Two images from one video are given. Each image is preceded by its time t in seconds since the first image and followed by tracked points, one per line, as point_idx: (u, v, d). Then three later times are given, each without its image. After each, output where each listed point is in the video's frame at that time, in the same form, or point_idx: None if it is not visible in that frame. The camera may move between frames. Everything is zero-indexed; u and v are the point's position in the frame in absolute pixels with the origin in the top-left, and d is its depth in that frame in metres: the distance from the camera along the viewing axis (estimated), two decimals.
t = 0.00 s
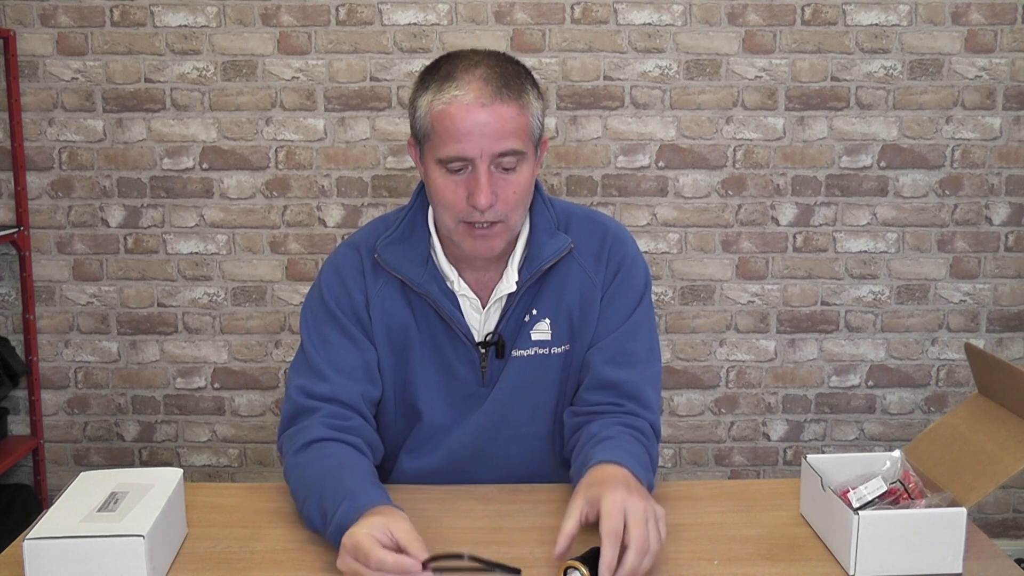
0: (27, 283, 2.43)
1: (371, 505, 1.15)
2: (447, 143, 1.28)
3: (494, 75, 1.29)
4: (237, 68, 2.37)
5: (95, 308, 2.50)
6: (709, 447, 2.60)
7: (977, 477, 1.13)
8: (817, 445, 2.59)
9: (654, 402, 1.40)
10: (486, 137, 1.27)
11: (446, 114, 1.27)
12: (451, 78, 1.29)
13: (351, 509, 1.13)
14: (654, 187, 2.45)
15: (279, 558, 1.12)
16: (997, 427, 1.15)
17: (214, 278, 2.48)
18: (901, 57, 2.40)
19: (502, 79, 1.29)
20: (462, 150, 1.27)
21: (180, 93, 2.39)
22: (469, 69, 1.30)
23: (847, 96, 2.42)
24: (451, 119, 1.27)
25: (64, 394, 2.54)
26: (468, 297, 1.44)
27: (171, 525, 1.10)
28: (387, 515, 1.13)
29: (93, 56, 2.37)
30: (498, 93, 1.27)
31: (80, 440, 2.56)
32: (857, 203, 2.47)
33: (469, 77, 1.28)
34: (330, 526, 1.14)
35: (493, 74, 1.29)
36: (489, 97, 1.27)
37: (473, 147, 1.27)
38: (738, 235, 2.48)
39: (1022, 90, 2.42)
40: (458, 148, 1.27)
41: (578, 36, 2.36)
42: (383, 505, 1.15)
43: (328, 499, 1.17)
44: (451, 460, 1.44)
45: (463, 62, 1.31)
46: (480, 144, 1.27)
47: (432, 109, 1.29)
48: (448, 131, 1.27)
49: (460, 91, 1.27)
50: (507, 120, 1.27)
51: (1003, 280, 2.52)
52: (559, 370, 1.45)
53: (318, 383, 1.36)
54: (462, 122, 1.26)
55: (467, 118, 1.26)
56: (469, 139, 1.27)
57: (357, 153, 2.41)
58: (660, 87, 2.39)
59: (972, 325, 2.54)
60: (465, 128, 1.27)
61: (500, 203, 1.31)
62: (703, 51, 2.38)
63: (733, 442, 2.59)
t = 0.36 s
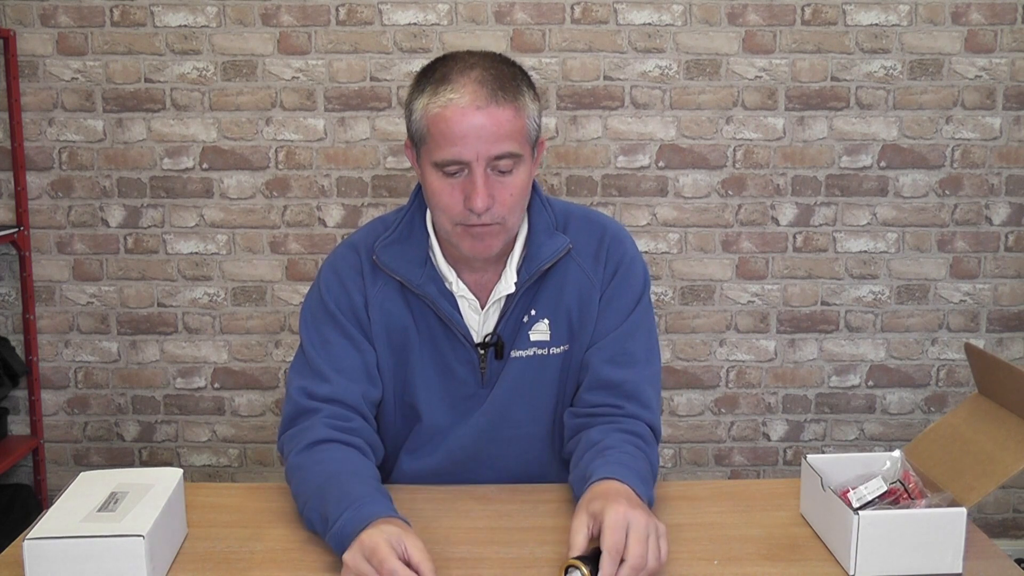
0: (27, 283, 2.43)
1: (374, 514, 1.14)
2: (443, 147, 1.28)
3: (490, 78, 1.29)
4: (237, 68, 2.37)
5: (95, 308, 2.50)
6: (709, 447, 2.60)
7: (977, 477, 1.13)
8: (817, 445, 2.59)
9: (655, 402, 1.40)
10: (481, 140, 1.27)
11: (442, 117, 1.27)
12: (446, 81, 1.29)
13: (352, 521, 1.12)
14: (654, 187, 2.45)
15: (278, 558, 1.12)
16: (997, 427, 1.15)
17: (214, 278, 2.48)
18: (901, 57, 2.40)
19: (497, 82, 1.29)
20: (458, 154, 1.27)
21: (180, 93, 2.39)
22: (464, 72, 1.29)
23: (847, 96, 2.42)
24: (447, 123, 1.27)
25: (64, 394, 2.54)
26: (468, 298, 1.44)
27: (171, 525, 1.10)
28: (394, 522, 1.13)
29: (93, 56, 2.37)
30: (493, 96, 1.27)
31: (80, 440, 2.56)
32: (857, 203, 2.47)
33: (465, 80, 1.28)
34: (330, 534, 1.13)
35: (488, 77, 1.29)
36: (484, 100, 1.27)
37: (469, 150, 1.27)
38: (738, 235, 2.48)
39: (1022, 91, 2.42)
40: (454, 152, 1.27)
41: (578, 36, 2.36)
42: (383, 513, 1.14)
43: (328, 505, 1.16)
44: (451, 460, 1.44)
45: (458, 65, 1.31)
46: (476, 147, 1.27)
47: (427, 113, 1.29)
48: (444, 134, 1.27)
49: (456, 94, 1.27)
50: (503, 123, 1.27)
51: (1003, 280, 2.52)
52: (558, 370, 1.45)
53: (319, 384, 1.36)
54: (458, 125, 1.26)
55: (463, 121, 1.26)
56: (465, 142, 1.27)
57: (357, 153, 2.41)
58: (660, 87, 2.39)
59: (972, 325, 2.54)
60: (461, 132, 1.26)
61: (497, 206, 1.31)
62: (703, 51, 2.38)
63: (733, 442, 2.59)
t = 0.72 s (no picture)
0: (27, 283, 2.43)
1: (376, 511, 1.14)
2: (442, 147, 1.28)
3: (488, 78, 1.29)
4: (237, 68, 2.37)
5: (95, 308, 2.50)
6: (709, 447, 2.60)
7: (977, 477, 1.13)
8: (817, 445, 2.59)
9: (655, 402, 1.40)
10: (480, 141, 1.27)
11: (441, 118, 1.27)
12: (445, 82, 1.29)
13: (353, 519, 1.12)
14: (654, 187, 2.45)
15: (278, 558, 1.12)
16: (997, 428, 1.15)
17: (214, 278, 2.48)
18: (901, 57, 2.40)
19: (496, 82, 1.29)
20: (457, 154, 1.27)
21: (180, 93, 2.39)
22: (463, 72, 1.29)
23: (847, 96, 2.42)
24: (446, 123, 1.27)
25: (64, 394, 2.54)
26: (468, 298, 1.44)
27: (170, 525, 1.10)
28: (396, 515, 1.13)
29: (93, 56, 2.37)
30: (492, 96, 1.27)
31: (80, 440, 2.56)
32: (857, 203, 2.47)
33: (463, 81, 1.28)
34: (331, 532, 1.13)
35: (487, 77, 1.29)
36: (483, 100, 1.27)
37: (468, 151, 1.27)
38: (738, 235, 2.48)
39: (1022, 91, 2.42)
40: (453, 152, 1.27)
41: (578, 37, 2.36)
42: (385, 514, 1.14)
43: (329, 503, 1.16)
44: (451, 461, 1.43)
45: (456, 65, 1.31)
46: (475, 147, 1.27)
47: (426, 113, 1.29)
48: (443, 135, 1.27)
49: (454, 94, 1.27)
50: (502, 123, 1.27)
51: (1003, 280, 2.52)
52: (559, 370, 1.45)
53: (319, 384, 1.36)
54: (457, 125, 1.26)
55: (462, 121, 1.26)
56: (463, 143, 1.27)
57: (357, 153, 2.41)
58: (660, 87, 2.40)
59: (972, 325, 2.54)
60: (460, 132, 1.26)
61: (496, 206, 1.31)
62: (703, 51, 2.38)
63: (733, 443, 2.59)
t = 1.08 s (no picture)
0: (27, 283, 2.43)
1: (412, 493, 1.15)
2: (442, 147, 1.28)
3: (490, 79, 1.29)
4: (237, 68, 2.37)
5: (95, 308, 2.50)
6: (709, 447, 2.60)
7: (977, 478, 1.13)
8: (817, 445, 2.59)
9: (655, 402, 1.41)
10: (481, 141, 1.27)
11: (441, 117, 1.27)
12: (446, 81, 1.29)
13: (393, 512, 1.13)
14: (654, 187, 2.45)
15: (278, 558, 1.12)
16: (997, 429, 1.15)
17: (214, 278, 2.48)
18: (901, 57, 2.40)
19: (497, 83, 1.29)
20: (457, 155, 1.27)
21: (180, 93, 2.39)
22: (465, 72, 1.29)
23: (847, 96, 2.42)
24: (446, 123, 1.27)
25: (64, 394, 2.54)
26: (469, 298, 1.44)
27: (170, 525, 1.10)
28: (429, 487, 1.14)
29: (93, 56, 2.37)
30: (493, 97, 1.27)
31: (80, 440, 2.56)
32: (857, 203, 2.47)
33: (465, 81, 1.28)
34: (379, 530, 1.14)
35: (488, 78, 1.29)
36: (484, 100, 1.27)
37: (468, 151, 1.27)
38: (738, 235, 2.48)
39: (1022, 90, 2.42)
40: (453, 153, 1.27)
41: (578, 36, 2.36)
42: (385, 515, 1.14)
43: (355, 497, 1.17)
44: (451, 461, 1.43)
45: (458, 65, 1.31)
46: (475, 148, 1.27)
47: (427, 112, 1.29)
48: (443, 135, 1.27)
49: (455, 94, 1.27)
50: (502, 124, 1.27)
51: (1003, 280, 2.52)
52: (559, 370, 1.45)
53: (321, 383, 1.36)
54: (457, 125, 1.26)
55: (462, 121, 1.26)
56: (463, 143, 1.27)
57: (357, 153, 2.41)
58: (660, 87, 2.40)
59: (972, 325, 2.54)
60: (460, 132, 1.26)
61: (496, 207, 1.31)
62: (703, 51, 2.38)
63: (733, 442, 2.59)
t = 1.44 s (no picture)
0: (27, 283, 2.43)
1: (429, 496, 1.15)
2: (443, 147, 1.28)
3: (491, 80, 1.29)
4: (237, 68, 2.37)
5: (95, 308, 2.50)
6: (709, 447, 2.60)
7: (977, 478, 1.13)
8: (817, 445, 2.59)
9: (655, 402, 1.41)
10: (481, 142, 1.27)
11: (443, 117, 1.27)
12: (449, 81, 1.29)
13: (412, 516, 1.14)
14: (654, 187, 2.45)
15: (278, 558, 1.12)
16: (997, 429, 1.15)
17: (214, 278, 2.48)
18: (901, 57, 2.40)
19: (499, 84, 1.29)
20: (457, 155, 1.27)
21: (180, 93, 2.39)
22: (467, 72, 1.29)
23: (847, 96, 2.42)
24: (447, 123, 1.27)
25: (64, 394, 2.54)
26: (469, 298, 1.44)
27: (170, 525, 1.10)
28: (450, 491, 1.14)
29: (93, 56, 2.37)
30: (494, 98, 1.27)
31: (80, 440, 2.56)
32: (857, 203, 2.47)
33: (467, 81, 1.28)
34: (398, 533, 1.15)
35: (490, 78, 1.29)
36: (486, 101, 1.27)
37: (468, 151, 1.27)
38: (738, 235, 2.48)
39: (1022, 90, 2.42)
40: (453, 153, 1.27)
41: (578, 36, 2.36)
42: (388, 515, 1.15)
43: (365, 500, 1.17)
44: (451, 462, 1.43)
45: (460, 65, 1.31)
46: (476, 148, 1.27)
47: (428, 112, 1.29)
48: (444, 134, 1.27)
49: (457, 94, 1.27)
50: (503, 125, 1.27)
51: (1003, 280, 2.52)
52: (559, 370, 1.45)
53: (321, 383, 1.36)
54: (458, 125, 1.26)
55: (464, 122, 1.26)
56: (464, 143, 1.27)
57: (357, 153, 2.41)
58: (660, 87, 2.40)
59: (972, 325, 2.54)
60: (461, 132, 1.26)
61: (495, 208, 1.31)
62: (703, 51, 2.38)
63: (733, 442, 2.59)
